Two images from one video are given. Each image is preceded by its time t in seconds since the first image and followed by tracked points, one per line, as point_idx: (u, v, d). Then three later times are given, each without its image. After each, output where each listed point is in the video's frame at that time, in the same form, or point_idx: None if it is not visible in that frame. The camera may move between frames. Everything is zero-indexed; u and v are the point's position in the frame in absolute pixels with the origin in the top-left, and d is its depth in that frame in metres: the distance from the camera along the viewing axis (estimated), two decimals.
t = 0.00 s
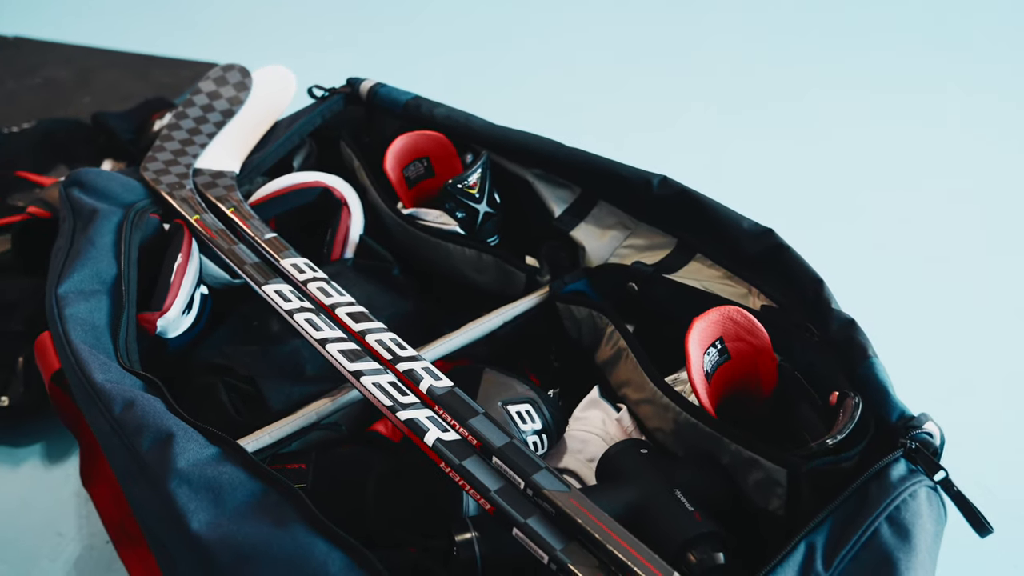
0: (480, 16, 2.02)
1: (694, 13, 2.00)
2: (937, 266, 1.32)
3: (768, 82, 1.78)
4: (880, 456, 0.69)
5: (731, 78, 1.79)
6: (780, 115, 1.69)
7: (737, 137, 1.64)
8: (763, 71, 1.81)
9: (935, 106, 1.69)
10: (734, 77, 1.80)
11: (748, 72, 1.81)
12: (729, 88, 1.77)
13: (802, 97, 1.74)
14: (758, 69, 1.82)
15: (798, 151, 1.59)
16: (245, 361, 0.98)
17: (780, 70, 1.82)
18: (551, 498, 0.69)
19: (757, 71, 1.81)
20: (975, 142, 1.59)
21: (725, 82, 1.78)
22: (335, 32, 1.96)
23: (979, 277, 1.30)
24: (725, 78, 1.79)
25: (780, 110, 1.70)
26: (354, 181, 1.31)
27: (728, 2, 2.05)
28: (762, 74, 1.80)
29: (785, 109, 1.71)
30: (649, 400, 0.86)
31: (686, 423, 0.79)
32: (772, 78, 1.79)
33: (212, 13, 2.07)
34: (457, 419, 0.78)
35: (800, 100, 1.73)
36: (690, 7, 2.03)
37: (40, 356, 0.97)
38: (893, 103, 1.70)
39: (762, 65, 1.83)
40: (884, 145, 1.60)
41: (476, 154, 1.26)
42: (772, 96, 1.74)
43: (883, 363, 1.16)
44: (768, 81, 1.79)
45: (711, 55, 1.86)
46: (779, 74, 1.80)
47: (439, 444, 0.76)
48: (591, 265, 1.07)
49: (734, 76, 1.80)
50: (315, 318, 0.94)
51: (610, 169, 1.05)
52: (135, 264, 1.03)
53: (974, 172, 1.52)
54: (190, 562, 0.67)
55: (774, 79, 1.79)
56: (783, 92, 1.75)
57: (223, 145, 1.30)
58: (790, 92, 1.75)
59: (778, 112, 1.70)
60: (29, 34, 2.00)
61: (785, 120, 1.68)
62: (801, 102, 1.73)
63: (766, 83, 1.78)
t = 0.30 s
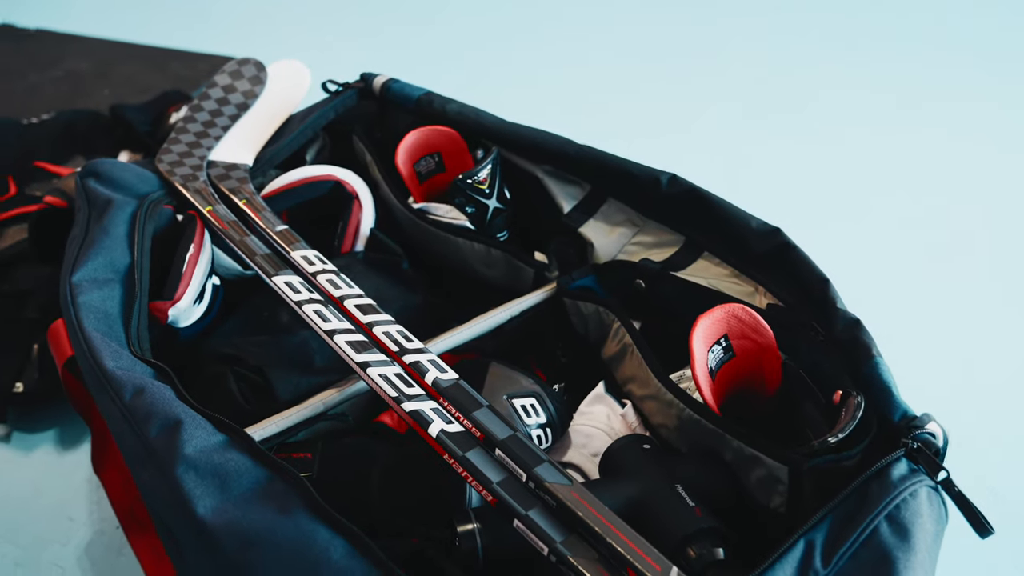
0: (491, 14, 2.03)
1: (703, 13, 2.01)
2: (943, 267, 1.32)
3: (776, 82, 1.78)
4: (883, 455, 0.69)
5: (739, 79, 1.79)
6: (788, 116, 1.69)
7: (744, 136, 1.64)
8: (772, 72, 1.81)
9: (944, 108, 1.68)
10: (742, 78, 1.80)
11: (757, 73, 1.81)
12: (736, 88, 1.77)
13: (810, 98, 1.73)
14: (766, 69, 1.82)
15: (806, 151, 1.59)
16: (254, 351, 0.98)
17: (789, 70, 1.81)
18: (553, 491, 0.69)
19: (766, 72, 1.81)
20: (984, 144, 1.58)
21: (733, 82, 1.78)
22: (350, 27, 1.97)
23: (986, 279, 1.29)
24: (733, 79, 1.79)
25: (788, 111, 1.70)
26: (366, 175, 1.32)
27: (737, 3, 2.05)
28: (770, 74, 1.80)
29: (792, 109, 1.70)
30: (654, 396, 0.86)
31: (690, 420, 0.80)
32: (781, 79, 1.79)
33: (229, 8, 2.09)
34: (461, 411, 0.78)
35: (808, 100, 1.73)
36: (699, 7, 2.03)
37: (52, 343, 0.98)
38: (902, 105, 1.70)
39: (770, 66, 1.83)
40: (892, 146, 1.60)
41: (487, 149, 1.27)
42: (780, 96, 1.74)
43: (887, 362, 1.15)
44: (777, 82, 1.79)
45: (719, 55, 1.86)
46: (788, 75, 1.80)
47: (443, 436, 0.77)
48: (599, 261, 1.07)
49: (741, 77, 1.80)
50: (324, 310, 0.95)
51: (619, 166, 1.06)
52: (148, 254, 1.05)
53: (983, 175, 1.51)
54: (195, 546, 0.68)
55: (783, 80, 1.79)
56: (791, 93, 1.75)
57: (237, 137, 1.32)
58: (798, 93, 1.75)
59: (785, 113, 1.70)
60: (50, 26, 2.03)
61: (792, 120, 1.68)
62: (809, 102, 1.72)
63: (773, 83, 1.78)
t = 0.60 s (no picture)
0: (503, 12, 2.03)
1: (715, 12, 2.01)
2: (951, 267, 1.31)
3: (787, 81, 1.78)
4: (884, 454, 0.69)
5: (750, 78, 1.79)
6: (798, 115, 1.68)
7: (752, 135, 1.63)
8: (783, 71, 1.81)
9: (956, 108, 1.67)
10: (752, 77, 1.79)
11: (767, 72, 1.81)
12: (747, 87, 1.76)
13: (820, 98, 1.73)
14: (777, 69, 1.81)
15: (815, 151, 1.58)
16: (263, 341, 1.00)
17: (800, 70, 1.81)
18: (554, 483, 0.70)
19: (777, 72, 1.81)
20: (996, 146, 1.57)
21: (743, 81, 1.78)
22: (363, 23, 1.99)
23: (995, 281, 1.28)
24: (744, 77, 1.79)
25: (798, 110, 1.69)
26: (377, 170, 1.33)
27: (749, 3, 2.04)
28: (781, 74, 1.80)
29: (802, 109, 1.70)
30: (659, 392, 0.87)
31: (694, 416, 0.80)
32: (792, 79, 1.78)
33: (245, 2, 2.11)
34: (465, 403, 0.79)
35: (818, 100, 1.72)
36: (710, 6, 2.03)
37: (66, 331, 1.00)
38: (914, 105, 1.69)
39: (781, 66, 1.82)
40: (902, 146, 1.59)
41: (497, 145, 1.27)
42: (790, 95, 1.74)
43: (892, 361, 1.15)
44: (787, 81, 1.78)
45: (730, 54, 1.86)
46: (799, 74, 1.80)
47: (447, 427, 0.77)
48: (607, 257, 1.07)
49: (753, 76, 1.80)
50: (332, 301, 0.96)
51: (628, 163, 1.06)
52: (161, 245, 1.07)
53: (994, 176, 1.50)
54: (203, 530, 0.69)
55: (794, 80, 1.78)
56: (802, 92, 1.74)
57: (251, 131, 1.33)
58: (808, 92, 1.74)
59: (795, 112, 1.69)
60: (70, 19, 2.06)
61: (802, 120, 1.67)
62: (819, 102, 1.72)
63: (784, 82, 1.77)
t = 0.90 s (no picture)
0: (515, 8, 2.04)
1: (732, 11, 2.01)
2: (960, 268, 1.30)
3: (796, 80, 1.77)
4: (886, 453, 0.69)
5: (760, 76, 1.79)
6: (807, 114, 1.68)
7: (764, 133, 1.63)
8: (793, 70, 1.80)
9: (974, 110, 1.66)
10: (762, 75, 1.79)
11: (778, 71, 1.80)
12: (757, 85, 1.76)
13: (830, 97, 1.72)
14: (787, 68, 1.81)
15: (825, 149, 1.58)
16: (274, 333, 1.00)
17: (811, 68, 1.80)
18: (555, 476, 0.70)
19: (787, 70, 1.80)
20: (1007, 147, 1.56)
21: (757, 80, 1.78)
22: (380, 19, 2.00)
23: (1005, 283, 1.27)
24: (754, 76, 1.79)
25: (808, 109, 1.69)
26: (389, 164, 1.34)
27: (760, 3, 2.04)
28: (792, 73, 1.79)
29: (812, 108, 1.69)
30: (662, 388, 0.87)
31: (697, 413, 0.80)
32: (807, 78, 1.78)
33: None
34: (470, 395, 0.80)
35: (828, 99, 1.72)
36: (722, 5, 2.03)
37: (80, 318, 1.01)
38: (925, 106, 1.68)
39: (791, 65, 1.82)
40: (916, 147, 1.57)
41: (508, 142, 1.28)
42: (800, 94, 1.73)
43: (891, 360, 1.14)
44: (797, 79, 1.77)
45: (740, 52, 1.86)
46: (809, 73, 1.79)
47: (451, 419, 0.78)
48: (614, 254, 1.07)
49: (763, 74, 1.79)
50: (341, 293, 0.97)
51: (637, 161, 1.06)
52: (174, 236, 1.08)
53: (1005, 177, 1.49)
54: (209, 515, 0.70)
55: (804, 79, 1.78)
56: (812, 92, 1.74)
57: (265, 124, 1.34)
58: (818, 91, 1.74)
59: (805, 110, 1.69)
60: (90, 12, 2.09)
61: (811, 119, 1.66)
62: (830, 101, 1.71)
63: (793, 81, 1.77)
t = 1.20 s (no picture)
0: (530, 7, 2.05)
1: (748, 12, 2.00)
2: (971, 270, 1.29)
3: (816, 81, 1.77)
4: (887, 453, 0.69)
5: (773, 77, 1.79)
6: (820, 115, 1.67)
7: (777, 134, 1.63)
8: (807, 71, 1.80)
9: (989, 114, 1.65)
10: (775, 76, 1.79)
11: (791, 71, 1.80)
12: (771, 86, 1.76)
13: (843, 98, 1.71)
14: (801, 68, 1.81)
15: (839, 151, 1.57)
16: (283, 323, 1.01)
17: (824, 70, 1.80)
18: (556, 468, 0.71)
19: (801, 71, 1.80)
20: (1018, 150, 1.56)
21: (771, 81, 1.77)
22: (395, 15, 2.01)
23: (1016, 288, 1.26)
24: (767, 76, 1.79)
25: (820, 110, 1.68)
26: (401, 159, 1.35)
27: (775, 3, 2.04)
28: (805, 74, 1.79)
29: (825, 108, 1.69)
30: (666, 384, 0.88)
31: (700, 410, 0.80)
32: (821, 80, 1.77)
33: None
34: (474, 387, 0.81)
35: (848, 102, 1.71)
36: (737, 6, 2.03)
37: (94, 305, 1.03)
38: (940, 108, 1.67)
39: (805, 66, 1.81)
40: (930, 150, 1.56)
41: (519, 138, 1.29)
42: (814, 95, 1.73)
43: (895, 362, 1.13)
44: (810, 80, 1.77)
45: (754, 54, 1.86)
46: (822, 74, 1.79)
47: (455, 411, 0.79)
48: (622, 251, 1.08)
49: (776, 75, 1.79)
50: (350, 285, 0.98)
51: (646, 158, 1.06)
52: (187, 226, 1.09)
53: (1015, 180, 1.49)
54: (217, 500, 0.71)
55: (817, 80, 1.77)
56: (825, 93, 1.73)
57: (279, 118, 1.35)
58: (832, 93, 1.73)
59: (818, 112, 1.68)
60: (110, 5, 2.11)
61: (824, 120, 1.66)
62: (843, 103, 1.70)
63: (806, 82, 1.77)
